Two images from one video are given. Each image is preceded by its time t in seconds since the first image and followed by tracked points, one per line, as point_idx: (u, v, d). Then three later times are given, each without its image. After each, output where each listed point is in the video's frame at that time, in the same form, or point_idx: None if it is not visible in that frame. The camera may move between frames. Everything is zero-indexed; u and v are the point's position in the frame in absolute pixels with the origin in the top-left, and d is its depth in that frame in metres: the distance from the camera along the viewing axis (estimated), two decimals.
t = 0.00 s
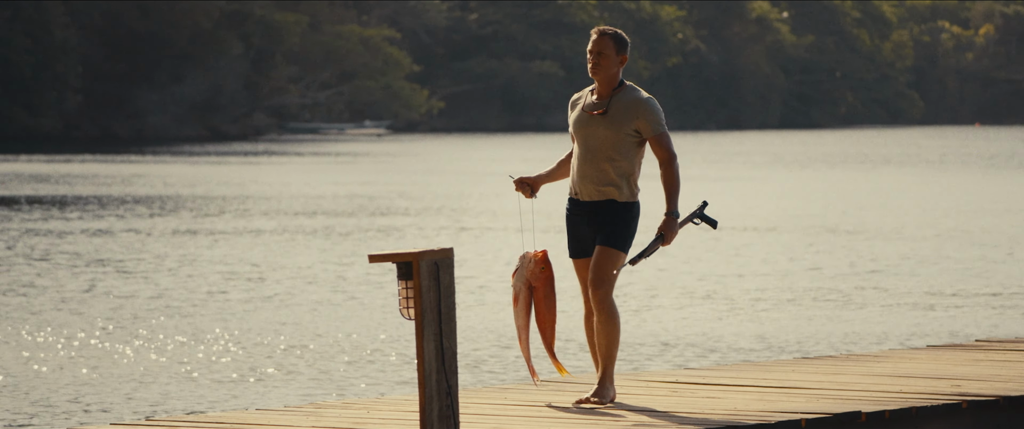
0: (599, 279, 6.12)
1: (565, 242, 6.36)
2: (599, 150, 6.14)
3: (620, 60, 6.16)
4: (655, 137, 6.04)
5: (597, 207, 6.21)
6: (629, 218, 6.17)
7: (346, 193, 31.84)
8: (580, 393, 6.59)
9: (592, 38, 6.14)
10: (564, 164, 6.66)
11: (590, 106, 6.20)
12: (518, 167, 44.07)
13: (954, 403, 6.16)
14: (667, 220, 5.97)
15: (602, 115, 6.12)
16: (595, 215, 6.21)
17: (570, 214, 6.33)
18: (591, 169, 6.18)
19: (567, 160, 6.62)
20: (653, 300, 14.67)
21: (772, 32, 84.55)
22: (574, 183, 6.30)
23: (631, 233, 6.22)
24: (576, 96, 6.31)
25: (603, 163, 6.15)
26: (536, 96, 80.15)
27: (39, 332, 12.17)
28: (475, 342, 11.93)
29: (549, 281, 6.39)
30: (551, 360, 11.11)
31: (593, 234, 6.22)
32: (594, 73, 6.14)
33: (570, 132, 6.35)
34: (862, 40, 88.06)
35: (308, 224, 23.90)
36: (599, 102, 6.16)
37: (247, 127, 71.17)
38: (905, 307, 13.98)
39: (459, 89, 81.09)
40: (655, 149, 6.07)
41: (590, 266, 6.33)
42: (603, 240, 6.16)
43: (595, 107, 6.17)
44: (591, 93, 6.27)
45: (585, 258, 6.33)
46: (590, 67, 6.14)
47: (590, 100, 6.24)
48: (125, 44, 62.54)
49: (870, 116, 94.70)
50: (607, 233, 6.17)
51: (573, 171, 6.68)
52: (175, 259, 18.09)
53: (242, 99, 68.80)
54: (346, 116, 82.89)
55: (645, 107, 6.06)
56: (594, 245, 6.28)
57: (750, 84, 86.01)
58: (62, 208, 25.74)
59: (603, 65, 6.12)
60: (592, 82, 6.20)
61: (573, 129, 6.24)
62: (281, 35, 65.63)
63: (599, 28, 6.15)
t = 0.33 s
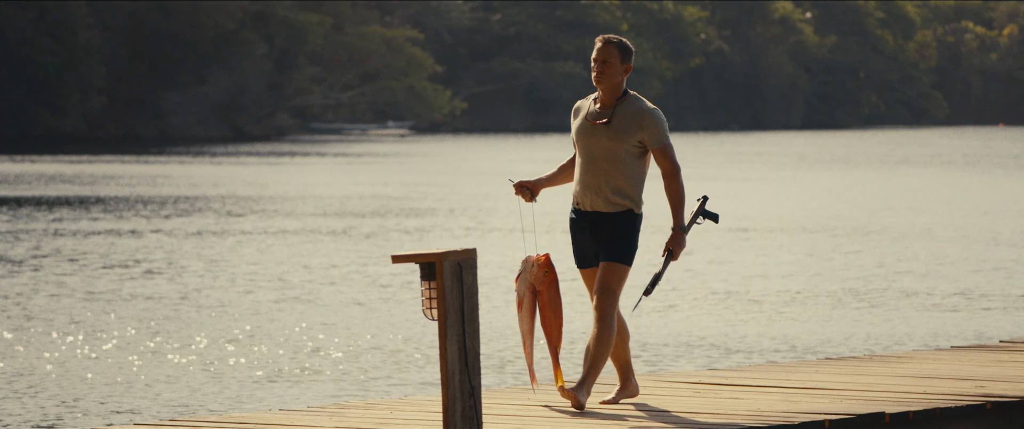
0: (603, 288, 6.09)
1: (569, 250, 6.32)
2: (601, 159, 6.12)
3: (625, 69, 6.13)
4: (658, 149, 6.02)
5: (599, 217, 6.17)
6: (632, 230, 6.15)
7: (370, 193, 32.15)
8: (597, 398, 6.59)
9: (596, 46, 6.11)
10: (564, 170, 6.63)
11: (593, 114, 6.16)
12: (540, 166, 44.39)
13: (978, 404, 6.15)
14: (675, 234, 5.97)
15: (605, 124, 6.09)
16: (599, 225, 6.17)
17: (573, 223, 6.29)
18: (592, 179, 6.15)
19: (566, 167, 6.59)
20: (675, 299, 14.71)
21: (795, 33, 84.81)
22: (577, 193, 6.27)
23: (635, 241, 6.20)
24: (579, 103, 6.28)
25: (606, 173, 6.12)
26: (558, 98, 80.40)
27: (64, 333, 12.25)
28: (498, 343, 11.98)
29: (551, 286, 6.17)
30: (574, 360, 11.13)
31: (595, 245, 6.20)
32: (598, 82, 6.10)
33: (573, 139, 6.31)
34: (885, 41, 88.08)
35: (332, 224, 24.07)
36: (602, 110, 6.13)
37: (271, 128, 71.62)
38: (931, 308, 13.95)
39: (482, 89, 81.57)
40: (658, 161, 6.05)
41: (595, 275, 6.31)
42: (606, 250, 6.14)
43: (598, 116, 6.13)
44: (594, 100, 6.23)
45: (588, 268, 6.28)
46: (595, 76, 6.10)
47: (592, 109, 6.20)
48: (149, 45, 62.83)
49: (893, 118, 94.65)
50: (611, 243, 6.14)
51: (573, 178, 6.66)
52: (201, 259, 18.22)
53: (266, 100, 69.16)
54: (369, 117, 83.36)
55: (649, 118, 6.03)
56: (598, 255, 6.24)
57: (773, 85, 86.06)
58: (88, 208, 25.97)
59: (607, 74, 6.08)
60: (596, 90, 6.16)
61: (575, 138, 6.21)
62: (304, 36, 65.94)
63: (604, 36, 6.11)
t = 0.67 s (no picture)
0: (610, 288, 6.13)
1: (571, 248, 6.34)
2: (607, 156, 6.14)
3: (631, 67, 6.15)
4: (664, 147, 6.06)
5: (602, 213, 6.20)
6: (638, 228, 6.19)
7: (393, 193, 32.26)
8: (611, 397, 6.62)
9: (605, 43, 6.14)
10: (567, 167, 6.67)
11: (598, 110, 6.19)
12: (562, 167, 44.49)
13: (999, 405, 6.16)
14: (687, 232, 6.00)
15: (611, 121, 6.12)
16: (603, 222, 6.20)
17: (577, 220, 6.32)
18: (595, 176, 6.18)
19: (569, 164, 6.63)
20: (702, 300, 14.71)
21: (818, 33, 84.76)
22: (580, 191, 6.30)
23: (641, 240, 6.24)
24: (583, 99, 6.30)
25: (609, 171, 6.15)
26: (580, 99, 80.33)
27: (90, 333, 12.34)
28: (522, 344, 12.02)
29: (557, 286, 6.31)
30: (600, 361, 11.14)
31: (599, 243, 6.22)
32: (605, 79, 6.13)
33: (577, 135, 6.34)
34: (908, 41, 88.08)
35: (357, 224, 24.16)
36: (608, 106, 6.16)
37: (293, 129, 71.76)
38: (958, 308, 13.93)
39: (505, 89, 81.70)
40: (665, 159, 6.08)
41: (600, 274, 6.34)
42: (611, 248, 6.17)
43: (604, 112, 6.16)
44: (599, 96, 6.26)
45: (592, 267, 6.31)
46: (603, 72, 6.14)
47: (598, 104, 6.23)
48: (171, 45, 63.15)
49: (916, 118, 94.40)
50: (615, 241, 6.17)
51: (575, 174, 6.69)
52: (226, 259, 18.36)
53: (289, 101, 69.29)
54: (392, 117, 83.74)
55: (655, 114, 6.07)
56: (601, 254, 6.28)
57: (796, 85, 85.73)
58: (112, 208, 26.14)
59: (615, 71, 6.11)
60: (602, 87, 6.19)
61: (580, 135, 6.24)
62: (328, 36, 66.21)
63: (612, 33, 6.15)
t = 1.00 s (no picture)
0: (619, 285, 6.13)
1: (571, 244, 6.31)
2: (610, 151, 6.11)
3: (635, 60, 6.12)
4: (669, 138, 6.01)
5: (608, 207, 6.18)
6: (644, 223, 6.17)
7: (417, 194, 32.43)
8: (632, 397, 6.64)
9: (608, 36, 6.11)
10: (572, 164, 6.66)
11: (600, 104, 6.16)
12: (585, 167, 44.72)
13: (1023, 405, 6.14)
14: (698, 219, 5.92)
15: (613, 114, 6.09)
16: (607, 217, 6.19)
17: (580, 215, 6.30)
18: (600, 171, 6.16)
19: (574, 160, 6.61)
20: (727, 301, 14.74)
21: (841, 33, 84.71)
22: (585, 186, 6.28)
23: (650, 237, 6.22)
24: (587, 93, 6.27)
25: (613, 165, 6.13)
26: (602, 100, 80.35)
27: (116, 334, 12.45)
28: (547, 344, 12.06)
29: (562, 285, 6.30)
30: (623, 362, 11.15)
31: (604, 239, 6.20)
32: (608, 73, 6.11)
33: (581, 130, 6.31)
34: (932, 41, 87.69)
35: (381, 225, 24.28)
36: (609, 100, 6.13)
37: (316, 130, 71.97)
38: (985, 310, 13.90)
39: (528, 90, 81.84)
40: (670, 150, 6.03)
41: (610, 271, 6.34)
42: (618, 245, 6.17)
43: (606, 106, 6.13)
44: (602, 90, 6.24)
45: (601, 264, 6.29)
46: (605, 66, 6.12)
47: (601, 98, 6.21)
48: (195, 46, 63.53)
49: (940, 120, 94.10)
50: (622, 235, 6.17)
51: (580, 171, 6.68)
52: (252, 260, 18.51)
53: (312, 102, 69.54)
54: (415, 118, 84.22)
55: (658, 106, 6.03)
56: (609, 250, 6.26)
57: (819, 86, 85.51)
58: (140, 208, 26.40)
59: (618, 65, 6.09)
60: (605, 80, 6.17)
61: (584, 129, 6.21)
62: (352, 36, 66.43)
63: (615, 26, 6.11)
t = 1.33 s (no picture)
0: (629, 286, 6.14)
1: (572, 245, 6.29)
2: (613, 152, 6.13)
3: (633, 63, 6.14)
4: (670, 134, 6.03)
5: (611, 211, 6.19)
6: (652, 224, 6.18)
7: (439, 194, 32.53)
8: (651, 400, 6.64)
9: (605, 39, 6.13)
10: (576, 170, 6.68)
11: (602, 108, 6.19)
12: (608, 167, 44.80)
13: None
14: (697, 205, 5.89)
15: (614, 117, 6.11)
16: (612, 220, 6.19)
17: (583, 218, 6.30)
18: (602, 174, 6.17)
19: (577, 166, 6.63)
20: (751, 302, 14.74)
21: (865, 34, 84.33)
22: (588, 190, 6.29)
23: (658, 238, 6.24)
24: (589, 99, 6.30)
25: (615, 168, 6.14)
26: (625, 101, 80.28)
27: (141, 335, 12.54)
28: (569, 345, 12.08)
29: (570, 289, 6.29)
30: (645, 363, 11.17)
31: (607, 241, 6.19)
32: (608, 75, 6.14)
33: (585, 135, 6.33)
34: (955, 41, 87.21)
35: (406, 225, 24.40)
36: (611, 105, 6.15)
37: (340, 131, 71.93)
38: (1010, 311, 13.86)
39: (551, 91, 81.82)
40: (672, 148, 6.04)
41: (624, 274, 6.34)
42: (624, 247, 6.17)
43: (608, 109, 6.16)
44: (603, 95, 6.26)
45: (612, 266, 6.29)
46: (604, 69, 6.14)
47: (603, 102, 6.23)
48: (218, 49, 63.82)
49: (966, 121, 93.62)
50: (629, 237, 6.16)
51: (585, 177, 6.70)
52: (277, 261, 18.61)
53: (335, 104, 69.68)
54: (439, 120, 84.48)
55: (659, 107, 6.05)
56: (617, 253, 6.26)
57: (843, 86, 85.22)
58: (166, 209, 26.61)
59: (616, 68, 6.11)
60: (606, 84, 6.19)
61: (587, 134, 6.23)
62: (375, 38, 66.64)
63: (612, 29, 6.13)
